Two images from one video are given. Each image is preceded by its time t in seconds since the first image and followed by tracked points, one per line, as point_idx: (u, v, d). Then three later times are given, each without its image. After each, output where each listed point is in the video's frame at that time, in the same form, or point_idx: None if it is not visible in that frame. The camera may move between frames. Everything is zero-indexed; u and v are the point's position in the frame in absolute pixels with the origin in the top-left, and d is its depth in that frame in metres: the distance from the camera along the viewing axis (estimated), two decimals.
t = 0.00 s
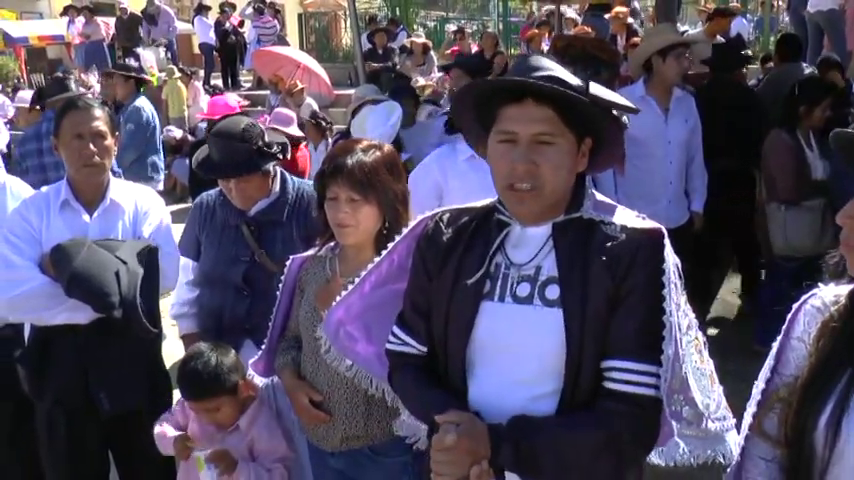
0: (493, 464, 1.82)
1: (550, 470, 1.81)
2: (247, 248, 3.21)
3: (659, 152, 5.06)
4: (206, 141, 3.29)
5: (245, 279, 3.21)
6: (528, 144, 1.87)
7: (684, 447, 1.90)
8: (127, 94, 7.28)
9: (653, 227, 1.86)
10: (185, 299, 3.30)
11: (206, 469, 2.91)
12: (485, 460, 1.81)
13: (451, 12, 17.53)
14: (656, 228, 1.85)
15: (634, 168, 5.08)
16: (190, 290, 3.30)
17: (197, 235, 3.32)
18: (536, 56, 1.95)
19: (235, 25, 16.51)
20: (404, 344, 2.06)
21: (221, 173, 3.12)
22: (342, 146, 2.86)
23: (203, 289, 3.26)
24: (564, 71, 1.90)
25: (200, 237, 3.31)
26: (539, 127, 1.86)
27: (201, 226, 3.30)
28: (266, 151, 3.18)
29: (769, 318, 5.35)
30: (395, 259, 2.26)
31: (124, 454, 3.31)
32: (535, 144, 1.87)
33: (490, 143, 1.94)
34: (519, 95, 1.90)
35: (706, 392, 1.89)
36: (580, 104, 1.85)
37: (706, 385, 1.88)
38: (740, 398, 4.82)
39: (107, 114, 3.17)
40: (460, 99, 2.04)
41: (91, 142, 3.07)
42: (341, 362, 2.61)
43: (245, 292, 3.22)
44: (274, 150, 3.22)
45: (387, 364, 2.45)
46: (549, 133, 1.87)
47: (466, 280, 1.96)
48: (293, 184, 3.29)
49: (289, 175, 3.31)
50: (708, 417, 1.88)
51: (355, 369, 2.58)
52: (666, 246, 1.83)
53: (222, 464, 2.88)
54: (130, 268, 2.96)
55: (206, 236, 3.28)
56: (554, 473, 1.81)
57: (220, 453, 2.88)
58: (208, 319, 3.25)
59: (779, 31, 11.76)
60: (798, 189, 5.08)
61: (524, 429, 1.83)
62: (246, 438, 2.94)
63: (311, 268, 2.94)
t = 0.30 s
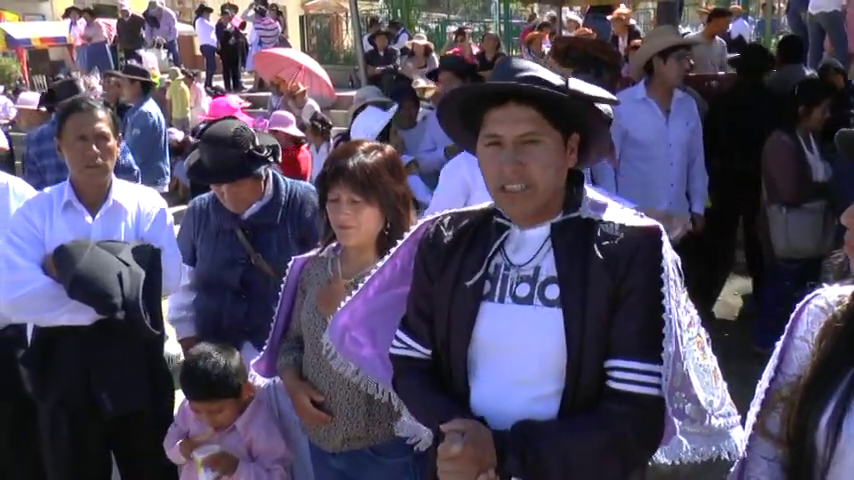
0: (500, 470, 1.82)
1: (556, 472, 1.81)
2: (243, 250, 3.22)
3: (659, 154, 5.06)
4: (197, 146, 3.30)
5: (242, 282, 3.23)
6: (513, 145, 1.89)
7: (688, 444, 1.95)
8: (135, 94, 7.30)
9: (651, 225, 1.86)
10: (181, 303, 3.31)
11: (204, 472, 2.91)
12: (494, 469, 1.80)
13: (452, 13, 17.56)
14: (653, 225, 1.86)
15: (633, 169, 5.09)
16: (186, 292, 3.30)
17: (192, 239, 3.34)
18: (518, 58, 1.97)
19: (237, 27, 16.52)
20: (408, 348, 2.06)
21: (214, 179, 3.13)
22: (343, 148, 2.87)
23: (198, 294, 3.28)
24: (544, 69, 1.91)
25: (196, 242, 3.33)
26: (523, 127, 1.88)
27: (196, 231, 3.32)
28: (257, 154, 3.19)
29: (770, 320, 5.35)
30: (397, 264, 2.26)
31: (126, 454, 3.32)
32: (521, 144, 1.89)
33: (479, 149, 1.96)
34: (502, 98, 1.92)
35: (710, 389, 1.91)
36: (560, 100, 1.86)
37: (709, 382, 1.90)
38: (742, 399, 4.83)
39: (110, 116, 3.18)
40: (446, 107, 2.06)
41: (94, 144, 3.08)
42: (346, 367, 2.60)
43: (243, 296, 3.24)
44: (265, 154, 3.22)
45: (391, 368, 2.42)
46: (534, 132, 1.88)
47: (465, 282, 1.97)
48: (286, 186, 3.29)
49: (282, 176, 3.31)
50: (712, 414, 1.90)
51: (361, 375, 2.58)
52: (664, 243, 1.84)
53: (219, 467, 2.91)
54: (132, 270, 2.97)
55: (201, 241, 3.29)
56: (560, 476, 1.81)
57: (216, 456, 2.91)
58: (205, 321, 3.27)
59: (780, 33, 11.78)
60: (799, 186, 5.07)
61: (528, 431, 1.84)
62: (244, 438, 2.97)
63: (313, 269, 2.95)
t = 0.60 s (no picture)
0: None
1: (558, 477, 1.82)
2: (244, 253, 3.26)
3: (663, 156, 5.05)
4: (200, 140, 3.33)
5: (245, 284, 3.25)
6: (524, 146, 1.90)
7: (689, 447, 1.98)
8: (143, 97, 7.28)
9: (651, 229, 1.87)
10: (183, 309, 3.35)
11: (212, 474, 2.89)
12: None
13: (457, 16, 17.55)
14: (654, 229, 1.87)
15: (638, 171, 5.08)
16: (188, 298, 3.34)
17: (195, 242, 3.37)
18: (534, 57, 1.96)
19: (242, 29, 16.53)
20: (410, 351, 2.06)
21: (215, 166, 3.16)
22: (347, 151, 2.88)
23: (201, 301, 3.29)
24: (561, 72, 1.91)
25: (197, 246, 3.36)
26: (535, 129, 1.89)
27: (197, 235, 3.35)
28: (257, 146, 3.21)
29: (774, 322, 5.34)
30: (400, 268, 2.26)
31: (131, 455, 3.33)
32: (531, 146, 1.90)
33: (488, 147, 1.96)
34: (516, 98, 1.92)
35: (710, 394, 1.92)
36: (576, 107, 1.87)
37: (710, 387, 1.92)
38: (746, 402, 4.81)
39: (115, 119, 3.19)
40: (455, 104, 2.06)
41: (100, 147, 3.09)
42: (350, 370, 2.59)
43: (246, 298, 3.26)
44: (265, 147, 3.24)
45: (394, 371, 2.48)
46: (545, 134, 1.89)
47: (467, 285, 1.98)
48: (285, 187, 3.31)
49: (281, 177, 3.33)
50: (713, 418, 1.92)
51: (364, 376, 2.58)
52: (663, 247, 1.85)
53: (228, 468, 2.88)
54: (137, 273, 2.99)
55: (203, 245, 3.32)
56: None
57: (223, 457, 2.89)
58: (207, 322, 3.28)
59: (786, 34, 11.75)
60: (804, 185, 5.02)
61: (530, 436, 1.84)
62: (251, 441, 2.97)
63: (317, 271, 2.96)
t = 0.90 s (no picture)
0: None
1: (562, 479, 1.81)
2: (254, 251, 3.25)
3: (666, 156, 5.05)
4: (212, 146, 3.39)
5: (254, 282, 3.23)
6: (517, 152, 1.89)
7: (691, 455, 1.88)
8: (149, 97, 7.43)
9: (655, 236, 1.85)
10: (188, 307, 3.36)
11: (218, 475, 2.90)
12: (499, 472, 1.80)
13: (459, 17, 17.56)
14: (657, 236, 1.85)
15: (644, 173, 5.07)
16: (195, 297, 3.34)
17: (203, 240, 3.36)
18: (547, 63, 1.95)
19: (243, 32, 16.55)
20: (402, 343, 2.09)
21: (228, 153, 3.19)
22: (348, 153, 2.88)
23: (210, 297, 3.29)
24: (567, 81, 1.90)
25: (206, 244, 3.35)
26: (530, 137, 1.87)
27: (206, 234, 3.34)
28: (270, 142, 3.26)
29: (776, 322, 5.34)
30: (403, 267, 2.24)
31: (133, 456, 3.33)
32: (525, 153, 1.88)
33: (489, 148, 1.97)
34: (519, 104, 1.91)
35: (713, 400, 1.88)
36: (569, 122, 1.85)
37: (712, 393, 1.88)
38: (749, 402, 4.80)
39: (117, 121, 3.20)
40: (467, 101, 2.07)
41: (101, 150, 3.10)
42: (353, 367, 2.62)
43: (254, 295, 3.25)
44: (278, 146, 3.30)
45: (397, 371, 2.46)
46: (539, 143, 1.87)
47: (468, 285, 1.98)
48: (296, 190, 3.33)
49: (292, 180, 3.35)
50: (716, 424, 1.88)
51: (367, 375, 2.61)
52: (668, 255, 1.81)
53: (235, 468, 2.88)
54: (139, 274, 2.99)
55: (212, 243, 3.31)
56: None
57: (230, 458, 2.89)
58: (212, 323, 3.28)
59: (787, 34, 11.75)
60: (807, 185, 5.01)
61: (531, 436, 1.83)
62: (257, 440, 2.98)
63: (319, 273, 2.96)
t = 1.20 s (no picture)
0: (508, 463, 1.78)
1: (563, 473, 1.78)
2: (264, 248, 3.23)
3: (672, 154, 5.04)
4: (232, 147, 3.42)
5: (263, 280, 3.22)
6: (514, 160, 1.87)
7: (697, 454, 1.88)
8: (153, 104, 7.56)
9: (660, 235, 1.83)
10: (196, 304, 3.33)
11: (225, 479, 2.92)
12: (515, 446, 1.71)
13: (459, 18, 17.60)
14: (662, 235, 1.83)
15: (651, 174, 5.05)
16: (203, 295, 3.31)
17: (212, 236, 3.31)
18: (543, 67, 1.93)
19: (243, 33, 16.56)
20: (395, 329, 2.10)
21: (247, 141, 3.21)
22: (347, 154, 2.87)
23: (216, 293, 3.26)
24: (564, 85, 1.87)
25: (215, 240, 3.30)
26: (527, 145, 1.86)
27: (216, 230, 3.29)
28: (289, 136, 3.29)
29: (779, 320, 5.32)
30: (409, 260, 2.25)
31: (133, 457, 3.32)
32: (522, 161, 1.87)
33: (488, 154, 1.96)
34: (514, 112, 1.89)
35: (718, 400, 1.86)
36: (564, 130, 1.84)
37: (717, 392, 1.85)
38: (752, 402, 4.79)
39: (116, 123, 3.19)
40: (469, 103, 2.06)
41: (101, 152, 3.09)
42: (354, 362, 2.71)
43: (262, 294, 3.24)
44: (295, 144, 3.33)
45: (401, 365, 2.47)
46: (536, 150, 1.86)
47: (467, 278, 1.98)
48: (309, 190, 3.34)
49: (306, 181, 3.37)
50: (720, 424, 1.86)
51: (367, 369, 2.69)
52: (673, 252, 1.80)
53: (239, 472, 2.88)
54: (139, 274, 2.98)
55: (221, 238, 3.27)
56: None
57: (236, 461, 2.89)
58: (219, 324, 3.26)
59: (786, 33, 11.78)
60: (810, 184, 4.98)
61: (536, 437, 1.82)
62: (258, 439, 2.97)
63: (320, 273, 2.94)
